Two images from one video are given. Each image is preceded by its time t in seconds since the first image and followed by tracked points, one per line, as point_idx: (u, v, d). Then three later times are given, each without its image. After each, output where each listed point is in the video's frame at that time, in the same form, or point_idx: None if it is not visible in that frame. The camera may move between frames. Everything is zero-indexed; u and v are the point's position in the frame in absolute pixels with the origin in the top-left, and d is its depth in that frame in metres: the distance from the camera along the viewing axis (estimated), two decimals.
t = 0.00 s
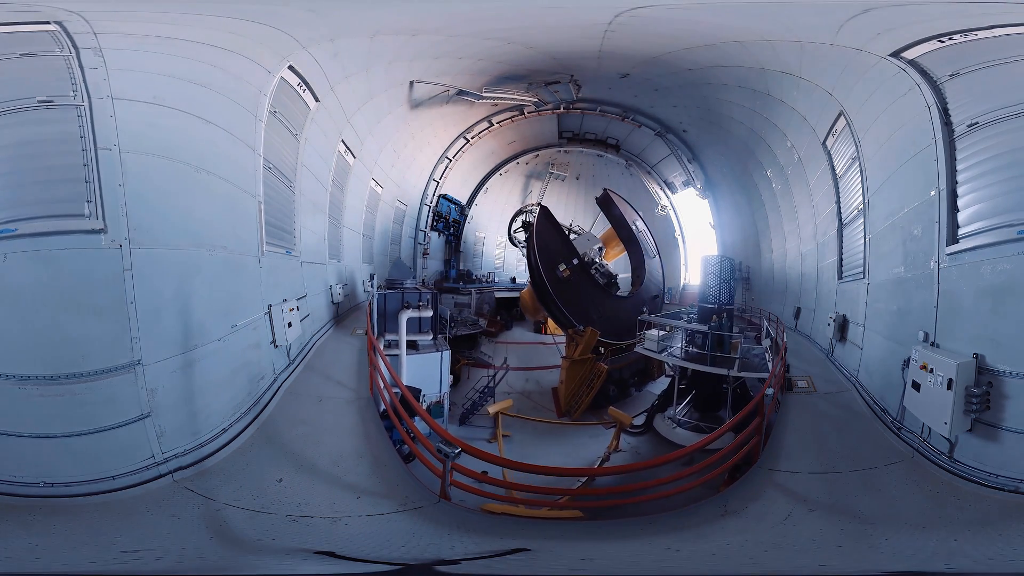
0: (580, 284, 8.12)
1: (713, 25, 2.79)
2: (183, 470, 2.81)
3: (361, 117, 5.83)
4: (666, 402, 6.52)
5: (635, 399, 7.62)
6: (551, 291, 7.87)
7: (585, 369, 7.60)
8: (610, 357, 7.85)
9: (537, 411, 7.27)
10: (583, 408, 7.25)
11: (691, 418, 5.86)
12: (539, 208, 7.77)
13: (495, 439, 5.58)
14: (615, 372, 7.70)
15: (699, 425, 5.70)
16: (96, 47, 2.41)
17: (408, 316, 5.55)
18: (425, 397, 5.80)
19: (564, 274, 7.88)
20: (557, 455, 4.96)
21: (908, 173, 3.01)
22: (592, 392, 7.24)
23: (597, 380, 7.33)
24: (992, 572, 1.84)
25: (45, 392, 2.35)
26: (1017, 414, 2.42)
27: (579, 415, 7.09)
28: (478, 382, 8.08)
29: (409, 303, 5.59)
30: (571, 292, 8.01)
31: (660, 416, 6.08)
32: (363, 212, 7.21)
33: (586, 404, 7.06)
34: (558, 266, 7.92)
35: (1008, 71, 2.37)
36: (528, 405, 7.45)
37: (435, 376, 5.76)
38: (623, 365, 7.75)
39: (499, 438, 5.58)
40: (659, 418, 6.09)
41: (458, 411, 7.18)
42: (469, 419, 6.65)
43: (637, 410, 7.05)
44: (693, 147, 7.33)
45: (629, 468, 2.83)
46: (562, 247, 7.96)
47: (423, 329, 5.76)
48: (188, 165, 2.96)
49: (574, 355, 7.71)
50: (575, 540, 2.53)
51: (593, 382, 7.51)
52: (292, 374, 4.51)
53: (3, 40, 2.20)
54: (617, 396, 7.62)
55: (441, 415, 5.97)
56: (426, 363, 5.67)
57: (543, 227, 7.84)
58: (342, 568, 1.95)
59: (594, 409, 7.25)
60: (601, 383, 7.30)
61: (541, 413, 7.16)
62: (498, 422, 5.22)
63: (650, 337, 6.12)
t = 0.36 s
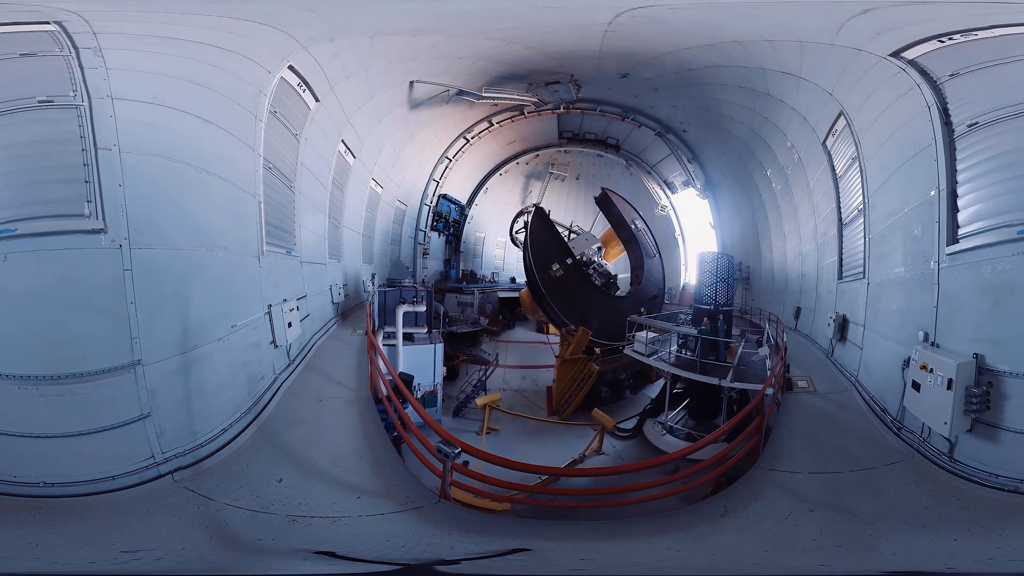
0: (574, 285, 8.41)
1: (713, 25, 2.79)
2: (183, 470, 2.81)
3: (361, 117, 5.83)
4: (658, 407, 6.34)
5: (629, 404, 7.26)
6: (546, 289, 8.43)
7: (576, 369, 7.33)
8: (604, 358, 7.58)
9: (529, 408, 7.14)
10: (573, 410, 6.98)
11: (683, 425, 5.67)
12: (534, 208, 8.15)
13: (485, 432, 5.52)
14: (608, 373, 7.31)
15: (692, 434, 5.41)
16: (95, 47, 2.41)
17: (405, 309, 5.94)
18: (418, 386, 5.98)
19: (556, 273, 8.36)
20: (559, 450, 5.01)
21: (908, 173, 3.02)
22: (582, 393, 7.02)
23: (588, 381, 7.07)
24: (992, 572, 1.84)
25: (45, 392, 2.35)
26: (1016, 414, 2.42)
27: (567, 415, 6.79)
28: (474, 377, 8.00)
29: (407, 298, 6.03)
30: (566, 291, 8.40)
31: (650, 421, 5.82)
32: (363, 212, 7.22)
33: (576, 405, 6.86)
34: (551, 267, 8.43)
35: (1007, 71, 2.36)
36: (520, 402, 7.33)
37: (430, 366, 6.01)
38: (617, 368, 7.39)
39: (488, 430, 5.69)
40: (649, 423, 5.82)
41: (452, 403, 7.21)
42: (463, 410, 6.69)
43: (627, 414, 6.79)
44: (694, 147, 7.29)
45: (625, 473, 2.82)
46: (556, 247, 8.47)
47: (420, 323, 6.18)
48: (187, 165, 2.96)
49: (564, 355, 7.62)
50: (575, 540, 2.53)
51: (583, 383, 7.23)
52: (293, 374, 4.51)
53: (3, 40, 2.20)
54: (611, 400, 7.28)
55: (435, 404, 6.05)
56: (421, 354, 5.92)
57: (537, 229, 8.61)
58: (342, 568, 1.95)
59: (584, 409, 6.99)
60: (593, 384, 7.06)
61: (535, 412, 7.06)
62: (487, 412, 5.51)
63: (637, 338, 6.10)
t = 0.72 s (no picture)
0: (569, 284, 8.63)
1: (712, 25, 2.79)
2: (183, 470, 2.81)
3: (361, 117, 5.83)
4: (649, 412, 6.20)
5: (621, 405, 7.21)
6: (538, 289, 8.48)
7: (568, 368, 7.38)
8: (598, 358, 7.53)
9: (521, 405, 7.25)
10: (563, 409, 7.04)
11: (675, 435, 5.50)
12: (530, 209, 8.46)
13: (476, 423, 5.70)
14: (603, 374, 7.17)
15: (682, 443, 5.31)
16: (95, 47, 2.41)
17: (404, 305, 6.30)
18: (415, 376, 6.19)
19: (550, 272, 8.67)
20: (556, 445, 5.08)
21: (909, 173, 3.02)
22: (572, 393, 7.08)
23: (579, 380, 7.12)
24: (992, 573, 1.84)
25: (44, 392, 2.36)
26: (1016, 414, 2.42)
27: (557, 415, 6.99)
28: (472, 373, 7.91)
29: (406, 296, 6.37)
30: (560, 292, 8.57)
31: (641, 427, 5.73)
32: (363, 212, 7.22)
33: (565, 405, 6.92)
34: (546, 266, 8.72)
35: (1008, 70, 2.34)
36: (513, 398, 7.47)
37: (425, 358, 6.19)
38: (610, 369, 7.27)
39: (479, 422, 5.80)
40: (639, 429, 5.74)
41: (449, 396, 7.30)
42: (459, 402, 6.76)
43: (617, 418, 6.58)
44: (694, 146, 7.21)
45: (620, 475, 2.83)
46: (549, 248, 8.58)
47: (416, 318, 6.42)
48: (188, 165, 2.95)
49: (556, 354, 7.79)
50: (576, 540, 2.53)
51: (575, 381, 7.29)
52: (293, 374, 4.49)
53: (3, 40, 2.20)
54: (604, 401, 7.26)
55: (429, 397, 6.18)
56: (417, 347, 6.10)
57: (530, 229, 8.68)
58: (342, 568, 1.95)
59: (574, 409, 7.04)
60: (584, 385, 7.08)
61: (526, 408, 7.16)
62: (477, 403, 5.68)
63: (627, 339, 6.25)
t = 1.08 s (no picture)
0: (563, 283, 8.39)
1: (712, 25, 2.79)
2: (183, 470, 2.81)
3: (361, 117, 5.83)
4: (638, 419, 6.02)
5: (614, 407, 6.95)
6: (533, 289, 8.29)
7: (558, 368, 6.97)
8: (589, 358, 7.23)
9: (513, 401, 7.01)
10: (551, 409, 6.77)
11: (664, 442, 5.27)
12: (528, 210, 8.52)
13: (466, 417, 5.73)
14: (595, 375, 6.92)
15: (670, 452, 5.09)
16: (95, 47, 2.41)
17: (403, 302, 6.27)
18: (410, 367, 6.18)
19: (544, 272, 8.30)
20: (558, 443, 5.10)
21: (909, 173, 3.01)
22: (561, 393, 6.74)
23: (569, 380, 6.69)
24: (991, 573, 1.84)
25: (45, 392, 2.36)
26: (1017, 414, 2.42)
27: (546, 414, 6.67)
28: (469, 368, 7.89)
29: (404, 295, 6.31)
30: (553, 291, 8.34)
31: (628, 432, 5.72)
32: (363, 212, 7.22)
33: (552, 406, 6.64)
34: (540, 266, 8.36)
35: (1006, 71, 2.35)
36: (506, 394, 7.29)
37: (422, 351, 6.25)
38: (604, 369, 6.96)
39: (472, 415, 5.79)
40: (628, 434, 5.65)
41: (445, 388, 7.29)
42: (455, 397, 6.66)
43: (608, 420, 6.31)
44: (694, 147, 7.17)
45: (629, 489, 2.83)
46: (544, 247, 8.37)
47: (415, 313, 6.41)
48: (188, 165, 2.95)
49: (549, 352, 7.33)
50: (577, 539, 2.53)
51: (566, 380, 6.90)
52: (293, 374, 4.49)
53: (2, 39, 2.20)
54: (595, 401, 6.95)
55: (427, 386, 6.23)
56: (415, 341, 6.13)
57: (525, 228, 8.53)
58: (342, 569, 1.95)
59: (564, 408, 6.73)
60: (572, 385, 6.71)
61: (517, 405, 6.95)
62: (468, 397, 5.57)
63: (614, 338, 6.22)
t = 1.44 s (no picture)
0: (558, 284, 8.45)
1: (712, 25, 2.78)
2: (183, 470, 2.81)
3: (361, 117, 5.83)
4: (627, 422, 5.57)
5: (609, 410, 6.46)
6: (529, 290, 8.53)
7: (550, 367, 6.77)
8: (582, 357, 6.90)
9: (507, 398, 6.84)
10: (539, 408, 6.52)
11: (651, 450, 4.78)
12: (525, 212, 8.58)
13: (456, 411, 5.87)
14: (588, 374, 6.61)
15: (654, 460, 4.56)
16: (96, 47, 2.41)
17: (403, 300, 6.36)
18: (410, 360, 6.33)
19: (537, 272, 8.45)
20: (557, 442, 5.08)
21: (909, 173, 3.05)
22: (552, 391, 6.41)
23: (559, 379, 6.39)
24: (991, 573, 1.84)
25: (45, 392, 2.36)
26: (1017, 414, 2.42)
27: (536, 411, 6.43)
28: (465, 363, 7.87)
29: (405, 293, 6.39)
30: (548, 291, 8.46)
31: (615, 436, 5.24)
32: (363, 212, 7.22)
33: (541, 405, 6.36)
34: (535, 266, 8.46)
35: (1006, 71, 2.33)
36: (502, 391, 7.16)
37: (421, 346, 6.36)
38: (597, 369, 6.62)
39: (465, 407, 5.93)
40: (614, 437, 5.23)
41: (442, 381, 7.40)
42: (451, 390, 6.74)
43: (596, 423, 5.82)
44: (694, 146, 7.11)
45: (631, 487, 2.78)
46: (539, 247, 8.47)
47: (415, 309, 6.52)
48: (187, 165, 2.95)
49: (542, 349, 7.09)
50: (577, 539, 2.53)
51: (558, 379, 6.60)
52: (292, 375, 4.48)
53: (3, 40, 2.19)
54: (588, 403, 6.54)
55: (425, 379, 6.31)
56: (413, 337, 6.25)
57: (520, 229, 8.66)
58: (342, 569, 1.96)
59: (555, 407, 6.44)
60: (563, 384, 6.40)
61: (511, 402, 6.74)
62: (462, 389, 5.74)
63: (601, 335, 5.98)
